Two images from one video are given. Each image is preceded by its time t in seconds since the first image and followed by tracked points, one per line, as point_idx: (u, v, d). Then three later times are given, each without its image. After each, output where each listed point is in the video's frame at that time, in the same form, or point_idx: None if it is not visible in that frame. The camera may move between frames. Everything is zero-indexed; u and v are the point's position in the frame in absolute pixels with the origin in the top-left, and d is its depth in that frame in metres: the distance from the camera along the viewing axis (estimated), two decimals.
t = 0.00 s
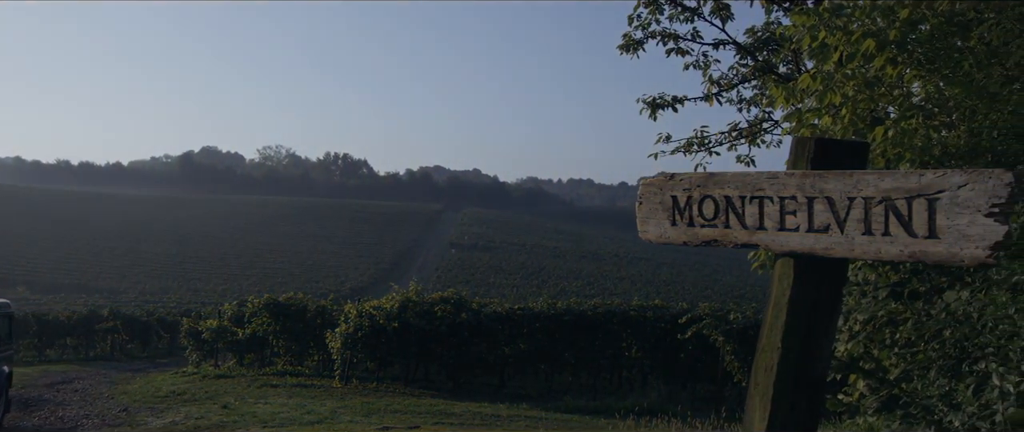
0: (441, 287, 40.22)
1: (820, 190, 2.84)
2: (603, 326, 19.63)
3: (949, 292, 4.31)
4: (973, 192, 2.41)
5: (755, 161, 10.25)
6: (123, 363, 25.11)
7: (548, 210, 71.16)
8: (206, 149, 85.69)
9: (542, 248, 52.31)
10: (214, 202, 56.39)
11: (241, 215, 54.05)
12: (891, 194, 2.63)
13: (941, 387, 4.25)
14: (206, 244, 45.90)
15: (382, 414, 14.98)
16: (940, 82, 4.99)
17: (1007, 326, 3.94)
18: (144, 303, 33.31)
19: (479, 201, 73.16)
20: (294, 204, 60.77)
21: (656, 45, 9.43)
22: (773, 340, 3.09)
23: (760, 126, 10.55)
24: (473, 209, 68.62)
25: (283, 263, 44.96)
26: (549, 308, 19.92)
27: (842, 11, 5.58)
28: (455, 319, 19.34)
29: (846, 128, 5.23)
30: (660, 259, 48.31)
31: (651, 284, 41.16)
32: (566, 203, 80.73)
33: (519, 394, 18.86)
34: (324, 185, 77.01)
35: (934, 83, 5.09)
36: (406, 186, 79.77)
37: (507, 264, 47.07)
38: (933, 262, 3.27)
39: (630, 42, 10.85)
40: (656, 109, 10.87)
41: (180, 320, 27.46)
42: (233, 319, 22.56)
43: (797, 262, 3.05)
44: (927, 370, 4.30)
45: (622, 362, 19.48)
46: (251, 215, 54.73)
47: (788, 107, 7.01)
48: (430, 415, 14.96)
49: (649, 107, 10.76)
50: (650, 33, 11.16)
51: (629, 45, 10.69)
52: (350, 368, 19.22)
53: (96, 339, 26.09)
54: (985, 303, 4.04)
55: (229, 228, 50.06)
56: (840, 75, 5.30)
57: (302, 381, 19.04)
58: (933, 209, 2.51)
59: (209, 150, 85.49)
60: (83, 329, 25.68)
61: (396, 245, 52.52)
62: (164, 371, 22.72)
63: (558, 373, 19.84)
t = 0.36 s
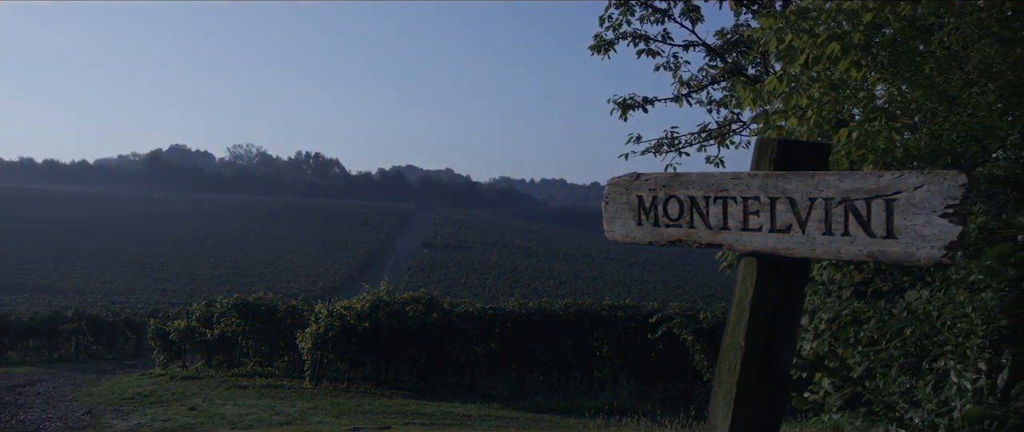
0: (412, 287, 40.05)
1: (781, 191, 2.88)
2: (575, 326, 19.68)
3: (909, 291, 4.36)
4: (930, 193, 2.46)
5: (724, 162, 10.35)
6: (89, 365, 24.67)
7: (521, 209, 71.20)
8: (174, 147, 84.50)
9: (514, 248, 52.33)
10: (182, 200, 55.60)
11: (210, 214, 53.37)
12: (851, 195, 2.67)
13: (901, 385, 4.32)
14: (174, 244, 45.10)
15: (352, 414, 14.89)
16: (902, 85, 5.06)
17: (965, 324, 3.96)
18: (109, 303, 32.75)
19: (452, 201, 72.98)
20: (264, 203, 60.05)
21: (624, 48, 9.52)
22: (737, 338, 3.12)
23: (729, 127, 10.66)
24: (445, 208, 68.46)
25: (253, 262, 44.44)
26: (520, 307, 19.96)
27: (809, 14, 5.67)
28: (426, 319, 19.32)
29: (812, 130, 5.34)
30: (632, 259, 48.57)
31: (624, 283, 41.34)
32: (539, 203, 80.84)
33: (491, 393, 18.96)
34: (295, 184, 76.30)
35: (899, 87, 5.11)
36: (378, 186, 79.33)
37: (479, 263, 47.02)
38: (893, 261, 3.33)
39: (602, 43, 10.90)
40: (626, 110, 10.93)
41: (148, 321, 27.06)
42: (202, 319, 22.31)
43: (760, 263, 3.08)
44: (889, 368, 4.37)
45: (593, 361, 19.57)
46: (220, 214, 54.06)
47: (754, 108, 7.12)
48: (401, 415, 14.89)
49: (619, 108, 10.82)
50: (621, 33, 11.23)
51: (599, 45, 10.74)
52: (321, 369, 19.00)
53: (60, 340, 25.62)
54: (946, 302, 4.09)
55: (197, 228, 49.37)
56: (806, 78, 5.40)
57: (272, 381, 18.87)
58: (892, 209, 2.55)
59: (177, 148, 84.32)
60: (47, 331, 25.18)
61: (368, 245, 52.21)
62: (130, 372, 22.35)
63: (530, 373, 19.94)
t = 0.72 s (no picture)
0: (385, 287, 39.85)
1: (746, 191, 2.89)
2: (548, 325, 19.71)
3: (875, 291, 4.40)
4: (890, 193, 2.49)
5: (695, 163, 10.45)
6: (54, 366, 24.24)
7: (495, 209, 71.19)
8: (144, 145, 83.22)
9: (488, 247, 52.32)
10: (152, 198, 54.78)
11: (180, 213, 52.65)
12: (814, 197, 2.70)
13: (866, 383, 4.36)
14: (142, 243, 44.22)
15: (323, 415, 14.79)
16: (868, 88, 5.12)
17: (927, 322, 4.00)
18: (76, 303, 32.18)
19: (426, 200, 72.79)
20: (234, 203, 59.25)
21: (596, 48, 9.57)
22: (702, 340, 3.15)
23: (700, 128, 10.75)
24: (419, 208, 68.23)
25: (225, 262, 43.92)
26: (493, 307, 19.94)
27: (778, 16, 5.73)
28: (399, 318, 19.27)
29: (781, 131, 5.39)
30: (605, 258, 48.77)
31: (597, 283, 41.50)
32: (513, 203, 80.90)
33: (464, 392, 18.97)
34: (268, 182, 75.54)
35: (866, 90, 5.14)
36: (352, 185, 78.84)
37: (453, 263, 46.91)
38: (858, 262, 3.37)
39: (575, 43, 10.95)
40: (599, 111, 10.98)
41: (116, 321, 26.66)
42: (171, 319, 22.02)
43: (726, 262, 3.11)
44: (855, 367, 4.42)
45: (566, 359, 19.63)
46: (190, 212, 53.35)
47: (724, 109, 7.17)
48: (372, 416, 14.81)
49: (592, 109, 10.87)
50: (594, 34, 11.27)
51: (573, 46, 10.79)
52: (292, 369, 18.81)
53: (24, 342, 25.12)
54: (909, 301, 4.14)
55: (168, 226, 48.68)
56: (774, 80, 5.47)
57: (242, 382, 18.67)
58: (854, 209, 2.58)
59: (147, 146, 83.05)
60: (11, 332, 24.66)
61: (341, 245, 51.87)
62: (97, 374, 21.96)
63: (502, 373, 19.97)
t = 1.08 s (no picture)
0: (360, 286, 39.63)
1: (716, 191, 2.91)
2: (523, 324, 19.72)
3: (843, 291, 4.45)
4: (856, 194, 2.52)
5: (669, 163, 10.50)
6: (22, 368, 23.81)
7: (471, 209, 71.12)
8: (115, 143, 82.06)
9: (464, 247, 52.26)
10: (124, 196, 54.04)
11: (153, 211, 51.97)
12: (782, 197, 2.72)
13: (835, 382, 4.41)
14: (113, 243, 43.46)
15: (297, 415, 14.68)
16: (838, 89, 5.16)
17: (894, 321, 4.05)
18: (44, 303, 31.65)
19: (402, 200, 72.53)
20: (208, 202, 58.55)
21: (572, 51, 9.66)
22: (672, 340, 3.16)
23: (674, 129, 10.81)
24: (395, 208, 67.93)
25: (198, 262, 43.44)
26: (468, 306, 19.93)
27: (750, 19, 5.77)
28: (374, 318, 19.20)
29: (753, 131, 5.44)
30: (581, 258, 48.91)
31: (573, 282, 41.62)
32: (489, 202, 80.87)
33: (439, 392, 18.94)
34: (242, 181, 74.82)
35: (836, 92, 5.19)
36: (328, 184, 78.35)
37: (429, 263, 46.79)
38: (826, 262, 3.41)
39: (550, 43, 10.97)
40: (574, 111, 11.00)
41: (86, 322, 26.25)
42: (143, 319, 21.74)
43: (696, 263, 3.13)
44: (824, 365, 4.46)
45: (542, 359, 19.67)
46: (163, 211, 52.69)
47: (698, 110, 7.22)
48: (346, 416, 14.74)
49: (567, 109, 10.89)
50: (569, 34, 11.30)
51: (548, 46, 10.81)
52: (266, 369, 18.67)
53: None
54: (876, 301, 4.19)
55: (140, 225, 48.03)
56: (746, 82, 5.51)
57: (215, 383, 18.48)
58: (820, 209, 2.61)
59: (118, 144, 81.87)
60: None
61: (317, 244, 51.51)
62: (67, 375, 21.62)
63: (478, 373, 19.96)
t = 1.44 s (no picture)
0: (341, 286, 39.43)
1: (692, 191, 2.92)
2: (504, 324, 19.72)
3: (819, 290, 4.48)
4: (830, 194, 2.54)
5: (649, 163, 10.53)
6: None
7: (453, 209, 71.02)
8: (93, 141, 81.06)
9: (446, 247, 52.19)
10: (102, 195, 53.42)
11: (131, 210, 51.42)
12: (757, 197, 2.74)
13: (811, 380, 4.44)
14: (89, 242, 42.75)
15: (276, 416, 14.59)
16: (815, 91, 5.20)
17: (868, 320, 4.07)
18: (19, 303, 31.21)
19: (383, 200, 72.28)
20: (185, 201, 57.83)
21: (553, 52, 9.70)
22: (649, 339, 3.17)
23: (654, 129, 10.84)
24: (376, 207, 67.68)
25: (177, 262, 43.05)
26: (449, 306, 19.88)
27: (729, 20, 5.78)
28: (355, 318, 19.13)
29: (732, 132, 5.48)
30: (563, 258, 48.99)
31: (554, 282, 41.69)
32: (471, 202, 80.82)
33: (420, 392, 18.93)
34: (222, 180, 74.22)
35: (812, 93, 5.23)
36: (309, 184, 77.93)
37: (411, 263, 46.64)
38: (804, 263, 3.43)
39: (530, 43, 10.96)
40: (554, 112, 11.00)
41: (61, 322, 25.89)
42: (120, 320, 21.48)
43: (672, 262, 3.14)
44: (801, 364, 4.49)
45: (523, 358, 19.69)
46: (142, 211, 52.15)
47: (677, 109, 7.26)
48: (326, 416, 14.67)
49: (547, 109, 10.89)
50: (549, 34, 11.31)
51: (529, 46, 10.80)
52: (245, 370, 18.55)
53: None
54: (851, 299, 4.22)
55: (118, 225, 47.49)
56: (725, 82, 5.53)
57: (193, 384, 18.31)
58: (795, 210, 2.63)
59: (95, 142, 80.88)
60: None
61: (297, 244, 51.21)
62: (42, 377, 21.30)
63: (458, 372, 19.96)
